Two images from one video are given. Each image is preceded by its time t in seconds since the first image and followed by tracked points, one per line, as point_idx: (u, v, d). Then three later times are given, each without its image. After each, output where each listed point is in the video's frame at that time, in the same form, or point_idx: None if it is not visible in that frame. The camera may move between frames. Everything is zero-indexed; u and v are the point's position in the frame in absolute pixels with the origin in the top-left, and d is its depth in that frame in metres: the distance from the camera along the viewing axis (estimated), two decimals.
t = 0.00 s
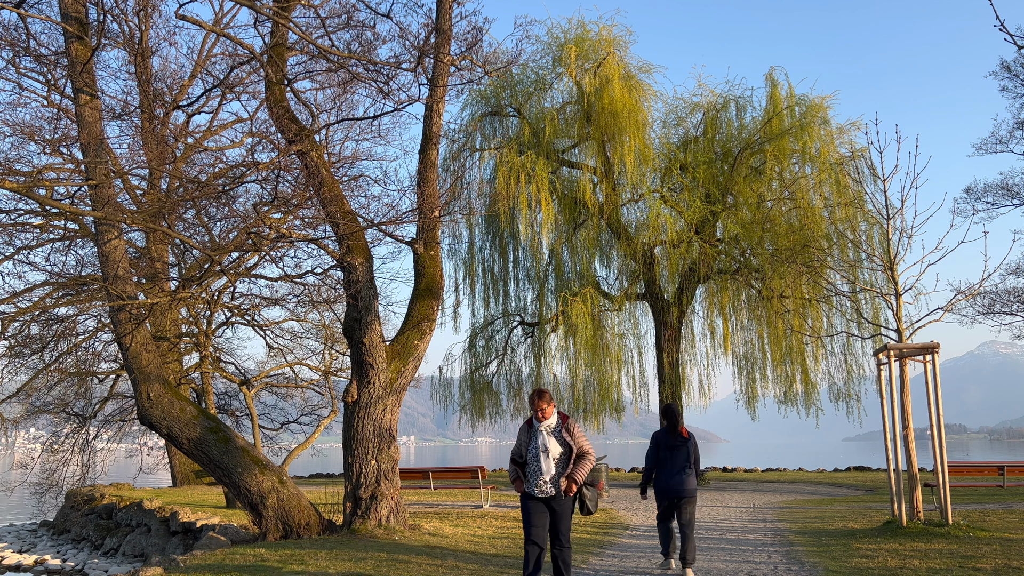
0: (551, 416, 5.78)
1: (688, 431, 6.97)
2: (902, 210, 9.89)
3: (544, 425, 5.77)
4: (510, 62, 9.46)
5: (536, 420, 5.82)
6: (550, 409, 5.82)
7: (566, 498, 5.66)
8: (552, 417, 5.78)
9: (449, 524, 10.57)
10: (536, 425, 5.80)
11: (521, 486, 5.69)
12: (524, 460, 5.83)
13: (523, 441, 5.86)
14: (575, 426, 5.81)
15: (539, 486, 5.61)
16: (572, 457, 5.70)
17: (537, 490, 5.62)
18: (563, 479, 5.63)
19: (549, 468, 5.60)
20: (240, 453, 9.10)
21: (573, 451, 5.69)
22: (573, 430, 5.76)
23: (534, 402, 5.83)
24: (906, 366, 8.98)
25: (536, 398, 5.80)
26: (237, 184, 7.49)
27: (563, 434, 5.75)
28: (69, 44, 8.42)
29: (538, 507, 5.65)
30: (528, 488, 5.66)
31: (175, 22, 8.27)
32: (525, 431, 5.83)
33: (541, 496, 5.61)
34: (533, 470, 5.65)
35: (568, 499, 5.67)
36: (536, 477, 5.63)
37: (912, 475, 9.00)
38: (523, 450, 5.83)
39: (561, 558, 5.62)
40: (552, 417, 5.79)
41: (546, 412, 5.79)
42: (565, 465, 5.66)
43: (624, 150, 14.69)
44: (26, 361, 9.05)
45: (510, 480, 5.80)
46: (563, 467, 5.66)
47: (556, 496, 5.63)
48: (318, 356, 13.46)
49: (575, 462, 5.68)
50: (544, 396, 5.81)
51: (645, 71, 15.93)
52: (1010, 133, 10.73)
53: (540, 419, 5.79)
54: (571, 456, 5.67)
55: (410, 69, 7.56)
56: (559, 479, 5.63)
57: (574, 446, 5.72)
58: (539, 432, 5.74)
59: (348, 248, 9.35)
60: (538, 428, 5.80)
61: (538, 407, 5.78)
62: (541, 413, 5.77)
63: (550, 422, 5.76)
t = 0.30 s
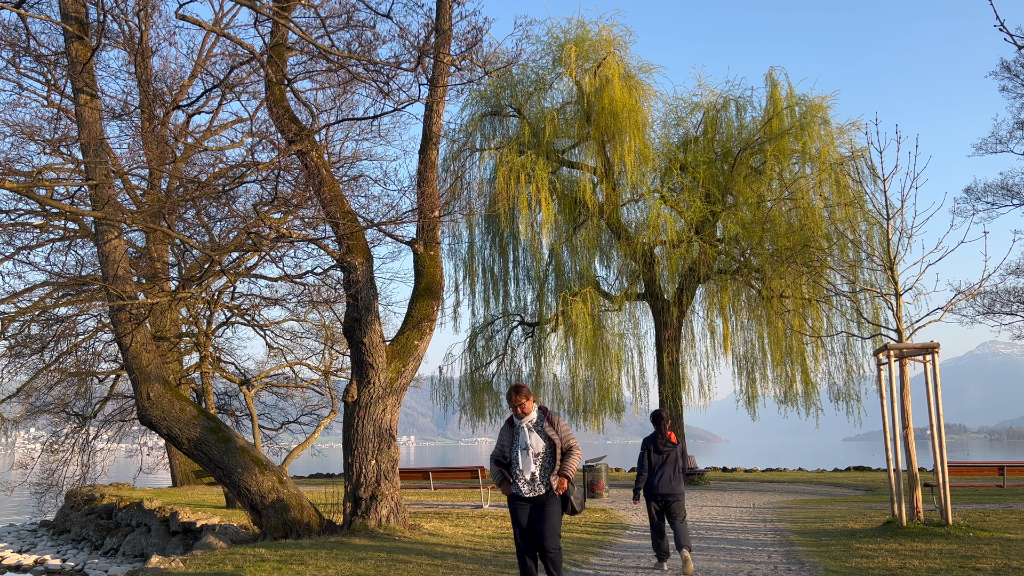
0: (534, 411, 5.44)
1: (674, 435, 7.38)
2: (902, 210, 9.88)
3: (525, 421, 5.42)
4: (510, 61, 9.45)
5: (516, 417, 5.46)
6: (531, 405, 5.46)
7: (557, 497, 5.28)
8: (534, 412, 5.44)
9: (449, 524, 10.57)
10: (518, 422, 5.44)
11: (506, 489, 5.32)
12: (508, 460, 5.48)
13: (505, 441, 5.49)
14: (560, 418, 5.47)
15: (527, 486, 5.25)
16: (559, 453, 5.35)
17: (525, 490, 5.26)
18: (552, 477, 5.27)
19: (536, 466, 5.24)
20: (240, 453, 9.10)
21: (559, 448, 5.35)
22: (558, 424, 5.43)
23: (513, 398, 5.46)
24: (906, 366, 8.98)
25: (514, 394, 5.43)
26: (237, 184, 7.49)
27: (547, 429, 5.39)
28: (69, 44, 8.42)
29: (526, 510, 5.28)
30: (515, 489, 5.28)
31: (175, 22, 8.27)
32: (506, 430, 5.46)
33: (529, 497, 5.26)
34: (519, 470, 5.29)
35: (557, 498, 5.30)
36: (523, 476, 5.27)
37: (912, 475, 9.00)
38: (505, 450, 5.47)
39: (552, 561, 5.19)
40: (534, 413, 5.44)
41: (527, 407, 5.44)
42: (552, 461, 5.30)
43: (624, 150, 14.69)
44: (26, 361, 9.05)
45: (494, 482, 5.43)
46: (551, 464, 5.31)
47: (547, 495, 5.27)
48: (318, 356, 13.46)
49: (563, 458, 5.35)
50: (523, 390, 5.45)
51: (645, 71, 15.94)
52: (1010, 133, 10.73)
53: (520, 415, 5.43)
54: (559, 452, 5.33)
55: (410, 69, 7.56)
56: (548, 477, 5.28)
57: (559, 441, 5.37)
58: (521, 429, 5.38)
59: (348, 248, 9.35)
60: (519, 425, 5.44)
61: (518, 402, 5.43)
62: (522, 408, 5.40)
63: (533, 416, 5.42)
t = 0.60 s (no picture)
0: (528, 414, 5.10)
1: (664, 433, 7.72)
2: (902, 210, 9.87)
3: (519, 424, 5.09)
4: (510, 62, 9.45)
5: (509, 419, 5.14)
6: (526, 408, 5.13)
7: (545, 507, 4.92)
8: (528, 415, 5.10)
9: (449, 524, 10.58)
10: (509, 425, 5.12)
11: (493, 496, 5.02)
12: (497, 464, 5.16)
13: (496, 443, 5.20)
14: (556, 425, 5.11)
15: (512, 494, 4.94)
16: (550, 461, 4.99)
17: (510, 498, 4.95)
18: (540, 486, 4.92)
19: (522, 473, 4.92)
20: (240, 453, 9.10)
21: (551, 455, 5.00)
22: (553, 430, 5.06)
23: (508, 397, 5.14)
24: (906, 366, 8.98)
25: (509, 394, 5.13)
26: (237, 184, 7.49)
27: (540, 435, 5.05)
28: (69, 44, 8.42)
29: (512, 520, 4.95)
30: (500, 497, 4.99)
31: (175, 22, 8.27)
32: (498, 432, 5.17)
33: (515, 506, 4.93)
34: (507, 477, 4.99)
35: (546, 508, 4.94)
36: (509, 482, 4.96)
37: (912, 475, 9.00)
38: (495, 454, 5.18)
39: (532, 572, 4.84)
40: (528, 416, 5.11)
41: (521, 410, 5.11)
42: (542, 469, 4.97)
43: (624, 150, 14.69)
44: (26, 361, 9.05)
45: (481, 487, 5.13)
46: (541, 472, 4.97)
47: (533, 505, 4.92)
48: (318, 356, 13.45)
49: (555, 466, 4.99)
50: (518, 389, 5.12)
51: (645, 71, 15.94)
52: (1010, 133, 10.73)
53: (514, 417, 5.10)
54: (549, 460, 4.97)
55: (410, 69, 7.56)
56: (536, 486, 4.94)
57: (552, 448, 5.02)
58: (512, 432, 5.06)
59: (348, 248, 9.35)
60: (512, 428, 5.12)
61: (511, 404, 5.10)
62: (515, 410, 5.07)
63: (526, 420, 5.08)
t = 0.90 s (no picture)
0: (518, 406, 4.96)
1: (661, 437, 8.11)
2: (902, 209, 9.86)
3: (508, 414, 4.96)
4: (510, 62, 9.45)
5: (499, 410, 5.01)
6: (516, 399, 4.98)
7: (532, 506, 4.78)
8: (518, 406, 4.96)
9: (449, 524, 10.58)
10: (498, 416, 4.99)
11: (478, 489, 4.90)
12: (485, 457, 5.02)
13: (483, 435, 5.06)
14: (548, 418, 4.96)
15: (498, 489, 4.82)
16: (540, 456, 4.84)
17: (496, 493, 4.83)
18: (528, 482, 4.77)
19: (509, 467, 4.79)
20: (240, 453, 9.10)
21: (541, 449, 4.86)
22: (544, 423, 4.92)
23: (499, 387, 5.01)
24: (906, 366, 8.99)
25: (500, 384, 4.99)
26: (237, 184, 7.49)
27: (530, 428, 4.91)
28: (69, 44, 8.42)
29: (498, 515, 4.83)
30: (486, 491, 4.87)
31: (175, 22, 8.27)
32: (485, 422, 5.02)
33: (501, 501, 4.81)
34: (495, 470, 4.87)
35: (534, 507, 4.81)
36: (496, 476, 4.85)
37: (912, 475, 9.00)
38: (483, 447, 5.04)
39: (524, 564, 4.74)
40: (518, 407, 4.97)
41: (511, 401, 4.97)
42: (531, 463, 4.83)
43: (624, 150, 14.69)
44: (26, 361, 9.05)
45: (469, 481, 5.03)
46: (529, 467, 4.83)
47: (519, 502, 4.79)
48: (318, 356, 13.45)
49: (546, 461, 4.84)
50: (510, 380, 5.00)
51: (645, 71, 15.95)
52: (1010, 133, 10.74)
53: (503, 408, 4.97)
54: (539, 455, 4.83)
55: (410, 69, 7.56)
56: (523, 481, 4.81)
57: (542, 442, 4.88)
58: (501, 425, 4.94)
59: (348, 248, 9.35)
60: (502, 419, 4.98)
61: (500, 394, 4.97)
62: (505, 401, 4.95)
63: (516, 411, 4.94)
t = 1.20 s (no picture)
0: (486, 407, 4.84)
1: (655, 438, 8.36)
2: (902, 210, 9.86)
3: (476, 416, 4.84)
4: (511, 61, 9.45)
5: (467, 414, 4.89)
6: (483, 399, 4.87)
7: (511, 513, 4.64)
8: (486, 407, 4.84)
9: (450, 524, 10.59)
10: (466, 420, 4.87)
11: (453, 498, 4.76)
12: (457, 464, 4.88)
13: (454, 441, 4.92)
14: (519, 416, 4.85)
15: (474, 498, 4.67)
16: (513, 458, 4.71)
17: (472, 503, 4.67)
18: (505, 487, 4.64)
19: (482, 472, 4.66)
20: (240, 453, 9.10)
21: (513, 452, 4.73)
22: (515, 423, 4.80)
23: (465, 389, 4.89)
24: (906, 366, 8.98)
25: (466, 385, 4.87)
26: (237, 184, 7.49)
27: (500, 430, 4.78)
28: (69, 44, 8.42)
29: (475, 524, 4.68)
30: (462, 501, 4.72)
31: (175, 22, 8.26)
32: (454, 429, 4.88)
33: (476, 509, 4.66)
34: (467, 477, 4.74)
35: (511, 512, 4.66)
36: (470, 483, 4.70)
37: (912, 475, 9.00)
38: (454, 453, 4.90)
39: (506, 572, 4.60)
40: (485, 409, 4.84)
41: (479, 402, 4.85)
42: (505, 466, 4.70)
43: (624, 150, 14.70)
44: (26, 361, 9.05)
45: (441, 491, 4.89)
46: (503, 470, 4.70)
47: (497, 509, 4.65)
48: (318, 356, 13.46)
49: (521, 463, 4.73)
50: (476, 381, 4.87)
51: (645, 71, 15.95)
52: (1010, 133, 10.75)
53: (470, 410, 4.85)
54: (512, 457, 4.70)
55: (410, 69, 7.56)
56: (497, 486, 4.67)
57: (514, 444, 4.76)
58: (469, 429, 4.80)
59: (348, 248, 9.34)
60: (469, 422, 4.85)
61: (466, 397, 4.85)
62: (472, 402, 4.82)
63: (484, 412, 4.82)
